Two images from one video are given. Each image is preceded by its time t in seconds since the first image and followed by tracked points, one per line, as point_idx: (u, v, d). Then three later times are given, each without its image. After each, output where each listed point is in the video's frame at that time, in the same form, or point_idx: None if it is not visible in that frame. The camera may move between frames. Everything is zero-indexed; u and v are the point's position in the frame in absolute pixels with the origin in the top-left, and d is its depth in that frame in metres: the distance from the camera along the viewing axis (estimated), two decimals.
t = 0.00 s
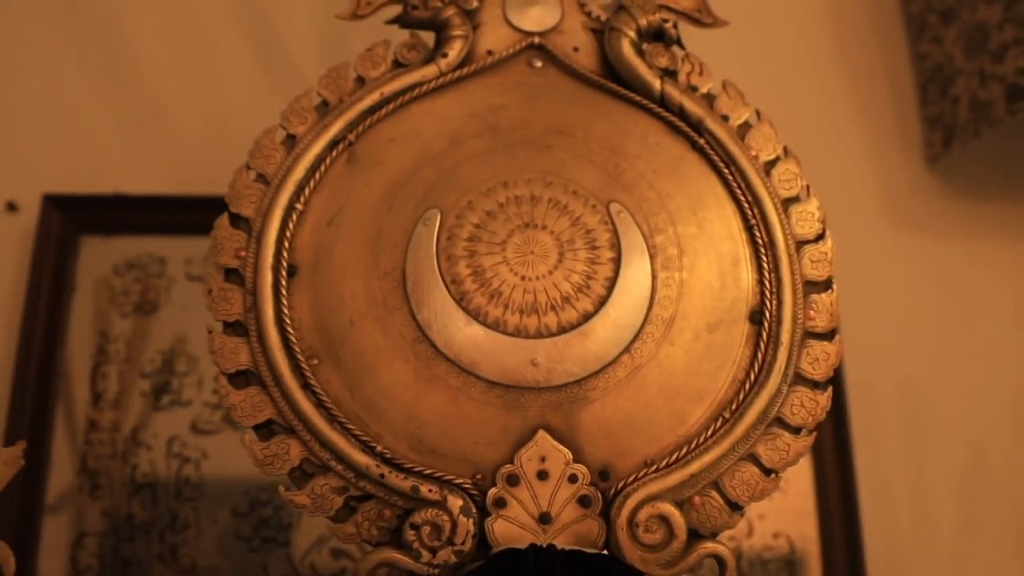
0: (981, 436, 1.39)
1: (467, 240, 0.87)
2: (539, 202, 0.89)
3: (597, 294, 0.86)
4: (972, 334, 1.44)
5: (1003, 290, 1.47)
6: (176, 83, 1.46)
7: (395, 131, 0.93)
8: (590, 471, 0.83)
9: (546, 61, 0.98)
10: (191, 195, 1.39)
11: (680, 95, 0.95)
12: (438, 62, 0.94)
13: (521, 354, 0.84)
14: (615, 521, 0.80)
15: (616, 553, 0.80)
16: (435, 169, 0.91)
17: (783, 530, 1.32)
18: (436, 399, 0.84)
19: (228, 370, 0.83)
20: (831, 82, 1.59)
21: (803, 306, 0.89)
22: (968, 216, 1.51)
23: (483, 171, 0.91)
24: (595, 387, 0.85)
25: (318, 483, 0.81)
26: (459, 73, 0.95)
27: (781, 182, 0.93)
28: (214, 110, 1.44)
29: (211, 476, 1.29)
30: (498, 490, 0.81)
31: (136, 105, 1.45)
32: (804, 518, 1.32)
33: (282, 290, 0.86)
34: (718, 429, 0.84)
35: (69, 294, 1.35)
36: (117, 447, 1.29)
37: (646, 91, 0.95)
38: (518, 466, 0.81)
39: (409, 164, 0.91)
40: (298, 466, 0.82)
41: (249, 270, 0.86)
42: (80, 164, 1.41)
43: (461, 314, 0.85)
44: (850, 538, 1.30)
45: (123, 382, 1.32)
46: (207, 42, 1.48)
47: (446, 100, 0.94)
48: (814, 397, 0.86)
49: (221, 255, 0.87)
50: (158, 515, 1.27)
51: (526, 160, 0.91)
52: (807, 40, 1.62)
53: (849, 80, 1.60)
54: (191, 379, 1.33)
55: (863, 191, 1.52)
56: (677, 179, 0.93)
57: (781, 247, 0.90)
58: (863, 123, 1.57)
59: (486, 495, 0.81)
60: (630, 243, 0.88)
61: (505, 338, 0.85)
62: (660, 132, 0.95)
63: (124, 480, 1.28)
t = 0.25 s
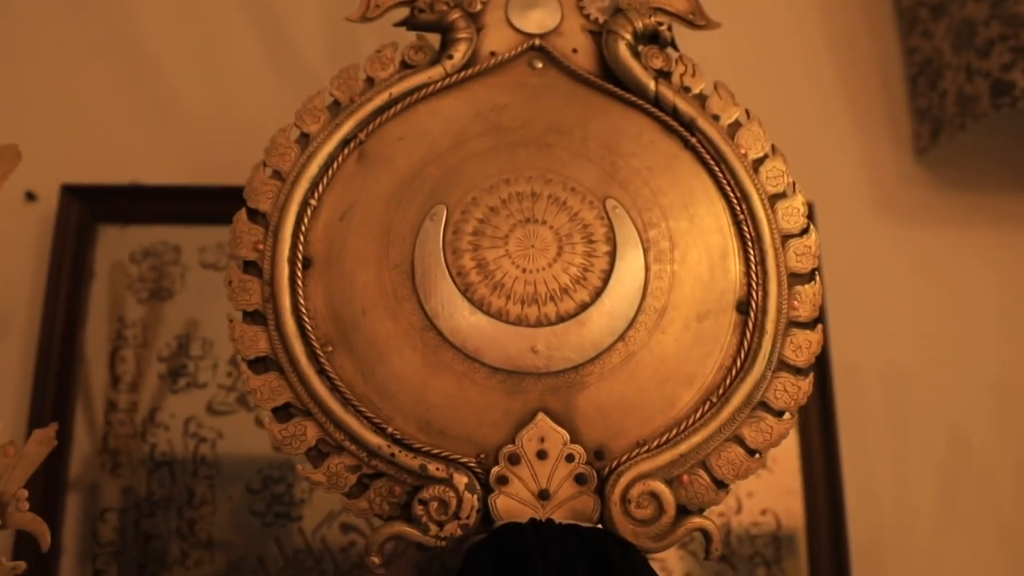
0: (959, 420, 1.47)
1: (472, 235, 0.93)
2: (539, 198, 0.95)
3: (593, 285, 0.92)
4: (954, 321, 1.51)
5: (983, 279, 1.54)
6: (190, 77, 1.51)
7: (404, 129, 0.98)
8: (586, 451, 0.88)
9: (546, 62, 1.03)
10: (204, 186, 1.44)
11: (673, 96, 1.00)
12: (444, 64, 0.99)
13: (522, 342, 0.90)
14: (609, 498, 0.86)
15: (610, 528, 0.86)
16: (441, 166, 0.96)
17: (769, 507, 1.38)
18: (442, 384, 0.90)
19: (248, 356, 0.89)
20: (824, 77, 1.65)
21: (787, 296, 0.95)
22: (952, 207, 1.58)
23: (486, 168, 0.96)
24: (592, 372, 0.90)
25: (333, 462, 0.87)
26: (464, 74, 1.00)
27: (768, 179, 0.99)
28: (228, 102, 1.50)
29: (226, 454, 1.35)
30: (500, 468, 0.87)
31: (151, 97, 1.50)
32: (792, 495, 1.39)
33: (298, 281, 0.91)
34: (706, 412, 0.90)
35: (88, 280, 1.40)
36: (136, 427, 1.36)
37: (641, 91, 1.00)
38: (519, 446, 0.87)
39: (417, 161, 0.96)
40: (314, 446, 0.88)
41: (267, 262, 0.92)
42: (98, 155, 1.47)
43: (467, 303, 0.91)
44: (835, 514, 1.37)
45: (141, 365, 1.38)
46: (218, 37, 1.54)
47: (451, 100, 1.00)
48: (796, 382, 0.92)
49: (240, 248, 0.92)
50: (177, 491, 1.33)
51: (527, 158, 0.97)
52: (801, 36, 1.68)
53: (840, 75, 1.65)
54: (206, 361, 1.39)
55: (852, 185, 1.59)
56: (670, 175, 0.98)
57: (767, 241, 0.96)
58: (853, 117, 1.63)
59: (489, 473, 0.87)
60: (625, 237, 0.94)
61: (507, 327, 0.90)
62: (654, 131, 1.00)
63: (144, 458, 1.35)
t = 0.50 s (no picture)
0: (943, 403, 1.53)
1: (473, 230, 0.98)
2: (537, 196, 1.00)
3: (588, 278, 0.97)
4: (939, 309, 1.57)
5: (967, 267, 1.60)
6: (202, 70, 1.56)
7: (409, 129, 1.03)
8: (581, 435, 0.94)
9: (545, 63, 1.07)
10: (216, 176, 1.50)
11: (666, 96, 1.05)
12: (448, 66, 1.04)
13: (521, 331, 0.96)
14: (602, 479, 0.92)
15: (602, 507, 0.92)
16: (445, 165, 1.01)
17: (759, 486, 1.44)
18: (446, 371, 0.95)
19: (263, 344, 0.95)
20: (817, 70, 1.70)
21: (773, 289, 1.00)
22: (939, 197, 1.63)
23: (487, 167, 1.01)
24: (586, 360, 0.96)
25: (343, 444, 0.93)
26: (467, 75, 1.05)
27: (756, 176, 1.04)
28: (239, 95, 1.55)
29: (238, 433, 1.41)
30: (500, 451, 0.92)
31: (165, 89, 1.55)
32: (781, 475, 1.44)
33: (310, 273, 0.97)
34: (694, 398, 0.96)
35: (106, 267, 1.46)
36: (153, 407, 1.42)
37: (636, 92, 1.05)
38: (517, 431, 0.93)
39: (422, 160, 1.01)
40: (325, 430, 0.93)
41: (281, 256, 0.97)
42: (114, 147, 1.52)
43: (469, 296, 0.96)
44: (823, 493, 1.43)
45: (157, 348, 1.44)
46: (229, 31, 1.59)
47: (454, 100, 1.04)
48: (781, 370, 0.98)
49: (255, 242, 0.97)
50: (192, 469, 1.39)
51: (526, 157, 1.02)
52: (795, 29, 1.72)
53: (833, 68, 1.70)
54: (219, 345, 1.45)
55: (843, 175, 1.64)
56: (662, 173, 1.03)
57: (754, 236, 1.01)
58: (845, 109, 1.68)
59: (490, 455, 0.92)
60: (618, 233, 0.99)
61: (507, 318, 0.96)
62: (648, 130, 1.05)
63: (160, 437, 1.41)
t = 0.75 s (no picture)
0: (926, 390, 1.59)
1: (470, 228, 1.05)
2: (531, 195, 1.06)
3: (578, 273, 1.04)
4: (924, 299, 1.63)
5: (952, 259, 1.65)
6: (215, 64, 1.62)
7: (411, 130, 1.09)
8: (568, 421, 1.01)
9: (540, 67, 1.13)
10: (228, 166, 1.56)
11: (655, 100, 1.10)
12: (448, 70, 1.09)
13: (513, 323, 1.02)
14: (587, 462, 0.99)
15: (588, 488, 0.99)
16: (444, 165, 1.07)
17: (745, 468, 1.51)
18: (443, 359, 1.02)
19: (273, 333, 1.01)
20: (810, 66, 1.75)
21: (752, 284, 1.06)
22: (926, 190, 1.68)
23: (484, 167, 1.07)
24: (574, 350, 1.02)
25: (346, 427, 0.99)
26: (466, 79, 1.10)
27: (740, 176, 1.09)
28: (250, 88, 1.61)
29: (249, 412, 1.48)
30: (492, 434, 0.99)
31: (179, 81, 1.61)
32: (767, 458, 1.51)
33: (317, 267, 1.03)
34: (676, 387, 1.02)
35: (123, 253, 1.52)
36: (167, 387, 1.49)
37: (626, 96, 1.11)
38: (509, 416, 0.99)
39: (422, 160, 1.08)
40: (330, 413, 1.00)
41: (290, 250, 1.03)
42: (131, 139, 1.59)
43: (465, 289, 1.03)
44: (806, 475, 1.49)
45: (172, 331, 1.51)
46: (241, 27, 1.65)
47: (454, 103, 1.10)
48: (758, 361, 1.04)
49: (266, 237, 1.04)
50: (205, 446, 1.47)
51: (520, 158, 1.08)
52: (790, 26, 1.77)
53: (826, 63, 1.75)
54: (231, 328, 1.51)
55: (834, 168, 1.69)
56: (650, 174, 1.09)
57: (736, 233, 1.07)
58: (837, 104, 1.73)
59: (482, 438, 0.99)
60: (606, 231, 1.05)
61: (500, 311, 1.02)
62: (637, 132, 1.11)
63: (175, 415, 1.48)
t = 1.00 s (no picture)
0: (910, 378, 1.65)
1: (470, 226, 1.12)
2: (527, 195, 1.14)
3: (570, 268, 1.11)
4: (909, 291, 1.69)
5: (937, 253, 1.71)
6: (228, 64, 1.69)
7: (415, 133, 1.16)
8: (561, 407, 1.08)
9: (537, 72, 1.20)
10: (241, 162, 1.63)
11: (645, 106, 1.17)
12: (449, 76, 1.16)
13: (510, 315, 1.10)
14: (577, 445, 1.06)
15: (578, 469, 1.06)
16: (446, 166, 1.14)
17: (736, 451, 1.57)
18: (444, 349, 1.09)
19: (285, 324, 1.08)
20: (804, 63, 1.80)
21: (735, 279, 1.12)
22: (914, 186, 1.74)
23: (483, 169, 1.14)
24: (567, 341, 1.10)
25: (354, 412, 1.07)
26: (466, 85, 1.17)
27: (725, 178, 1.16)
28: (262, 87, 1.68)
29: (262, 397, 1.56)
30: (489, 419, 1.06)
31: (194, 80, 1.68)
32: (757, 442, 1.58)
33: (326, 262, 1.10)
34: (661, 376, 1.09)
35: (139, 246, 1.60)
36: (184, 373, 1.56)
37: (617, 102, 1.17)
38: (505, 401, 1.07)
39: (425, 162, 1.15)
40: (338, 399, 1.07)
41: (300, 246, 1.10)
42: (148, 135, 1.66)
43: (464, 284, 1.10)
44: (793, 459, 1.56)
45: (188, 320, 1.58)
46: (253, 28, 1.71)
47: (455, 107, 1.17)
48: (740, 352, 1.10)
49: (278, 233, 1.10)
50: (220, 429, 1.55)
51: (517, 160, 1.15)
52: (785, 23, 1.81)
53: (819, 62, 1.80)
54: (244, 317, 1.59)
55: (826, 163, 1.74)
56: (639, 175, 1.16)
57: (720, 231, 1.13)
58: (830, 100, 1.78)
59: (480, 422, 1.06)
60: (597, 229, 1.13)
61: (497, 304, 1.10)
62: (628, 136, 1.18)
63: (191, 399, 1.55)
